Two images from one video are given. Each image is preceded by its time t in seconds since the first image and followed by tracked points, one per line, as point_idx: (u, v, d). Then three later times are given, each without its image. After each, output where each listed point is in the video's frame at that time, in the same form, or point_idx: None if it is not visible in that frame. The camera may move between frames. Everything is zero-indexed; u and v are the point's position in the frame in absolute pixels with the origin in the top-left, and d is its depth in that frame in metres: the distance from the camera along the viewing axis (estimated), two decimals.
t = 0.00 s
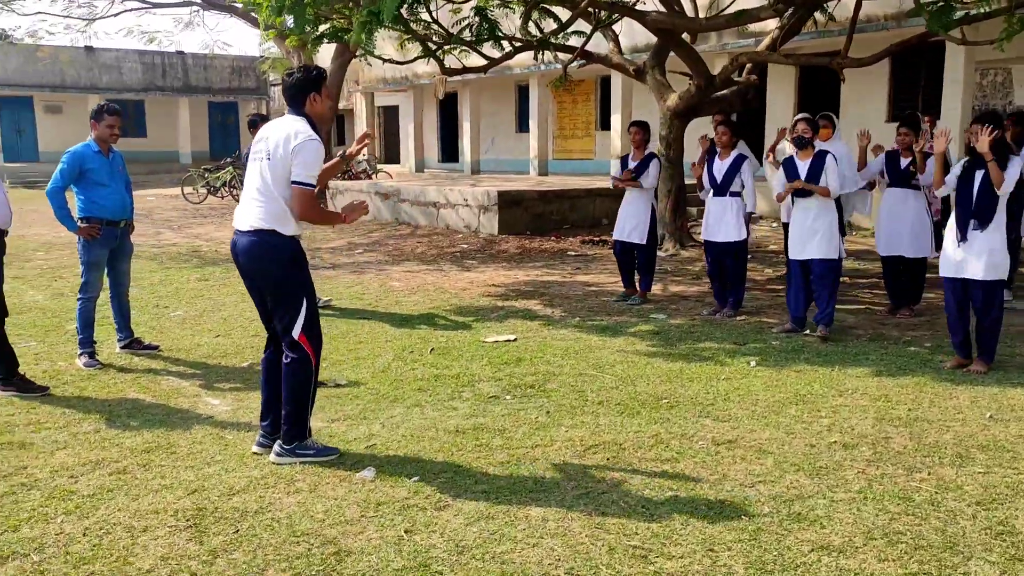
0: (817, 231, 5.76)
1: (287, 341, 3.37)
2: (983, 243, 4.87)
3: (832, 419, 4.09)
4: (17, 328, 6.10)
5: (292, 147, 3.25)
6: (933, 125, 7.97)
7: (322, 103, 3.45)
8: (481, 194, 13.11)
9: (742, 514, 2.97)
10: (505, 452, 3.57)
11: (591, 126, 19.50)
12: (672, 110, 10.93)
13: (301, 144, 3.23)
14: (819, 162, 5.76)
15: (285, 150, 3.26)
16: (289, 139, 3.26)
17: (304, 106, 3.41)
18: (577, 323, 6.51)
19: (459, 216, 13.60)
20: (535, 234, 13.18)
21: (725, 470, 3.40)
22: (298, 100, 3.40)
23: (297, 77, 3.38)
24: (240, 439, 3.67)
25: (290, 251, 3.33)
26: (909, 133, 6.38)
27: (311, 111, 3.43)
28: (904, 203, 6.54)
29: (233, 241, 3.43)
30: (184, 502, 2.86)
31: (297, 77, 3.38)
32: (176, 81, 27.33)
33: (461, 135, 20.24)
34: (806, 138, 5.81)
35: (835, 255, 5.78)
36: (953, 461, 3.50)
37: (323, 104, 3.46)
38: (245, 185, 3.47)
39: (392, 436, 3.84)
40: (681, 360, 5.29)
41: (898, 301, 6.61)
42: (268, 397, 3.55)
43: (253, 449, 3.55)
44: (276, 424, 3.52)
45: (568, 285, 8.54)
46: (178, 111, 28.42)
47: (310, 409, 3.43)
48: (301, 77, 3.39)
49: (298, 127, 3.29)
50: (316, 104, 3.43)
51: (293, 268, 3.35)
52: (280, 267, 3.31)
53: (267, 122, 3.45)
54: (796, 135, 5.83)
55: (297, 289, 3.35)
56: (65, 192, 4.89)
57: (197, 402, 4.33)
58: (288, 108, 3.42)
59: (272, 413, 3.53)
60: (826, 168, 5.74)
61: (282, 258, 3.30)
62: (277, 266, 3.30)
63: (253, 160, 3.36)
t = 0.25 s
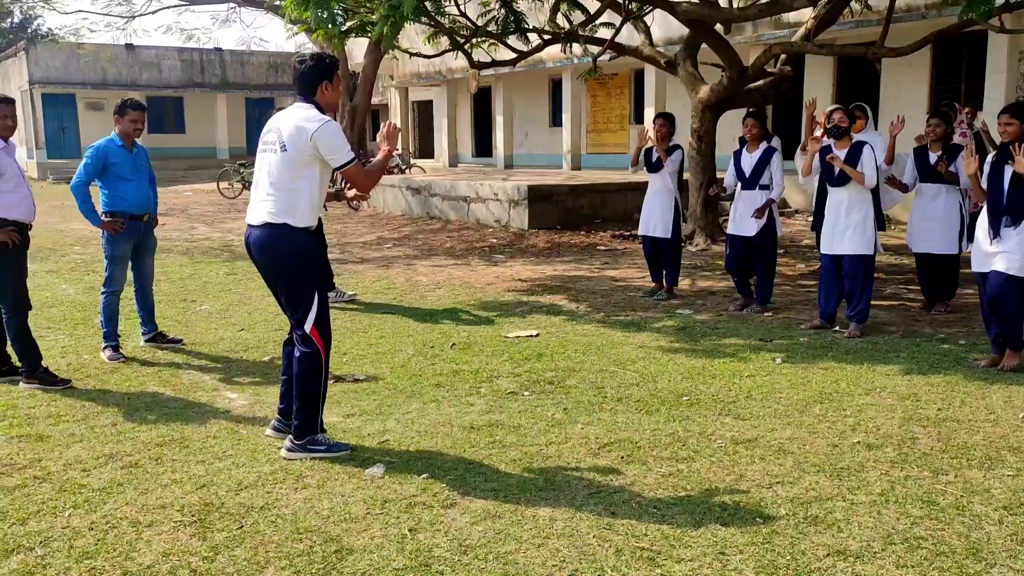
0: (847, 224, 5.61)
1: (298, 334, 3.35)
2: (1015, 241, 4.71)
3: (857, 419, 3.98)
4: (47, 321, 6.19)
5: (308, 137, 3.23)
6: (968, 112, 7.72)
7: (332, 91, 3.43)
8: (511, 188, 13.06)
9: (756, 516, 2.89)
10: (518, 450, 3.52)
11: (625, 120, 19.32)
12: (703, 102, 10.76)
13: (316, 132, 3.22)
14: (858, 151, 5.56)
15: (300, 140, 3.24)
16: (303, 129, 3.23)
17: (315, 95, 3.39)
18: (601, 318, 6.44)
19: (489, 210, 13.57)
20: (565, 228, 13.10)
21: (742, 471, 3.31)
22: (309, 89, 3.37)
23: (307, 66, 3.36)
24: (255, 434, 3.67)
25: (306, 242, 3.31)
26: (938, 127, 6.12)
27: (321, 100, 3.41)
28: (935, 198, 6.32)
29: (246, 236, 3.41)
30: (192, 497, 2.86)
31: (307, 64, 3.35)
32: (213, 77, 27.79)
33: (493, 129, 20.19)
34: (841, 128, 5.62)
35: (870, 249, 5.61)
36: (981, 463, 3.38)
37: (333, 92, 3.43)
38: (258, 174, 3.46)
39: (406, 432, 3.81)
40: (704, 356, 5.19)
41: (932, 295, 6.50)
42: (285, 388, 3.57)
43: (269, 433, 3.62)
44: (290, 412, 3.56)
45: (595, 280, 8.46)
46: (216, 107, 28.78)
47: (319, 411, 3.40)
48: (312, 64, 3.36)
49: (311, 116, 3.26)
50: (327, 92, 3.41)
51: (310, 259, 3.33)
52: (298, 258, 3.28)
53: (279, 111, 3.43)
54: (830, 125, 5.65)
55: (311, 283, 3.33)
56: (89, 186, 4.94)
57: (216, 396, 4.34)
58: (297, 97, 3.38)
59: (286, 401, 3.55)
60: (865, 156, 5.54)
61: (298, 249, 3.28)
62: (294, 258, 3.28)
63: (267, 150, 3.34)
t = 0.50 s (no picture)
0: (882, 227, 5.44)
1: (318, 340, 3.32)
2: None
3: (885, 432, 3.83)
4: (78, 320, 6.27)
5: (313, 141, 3.20)
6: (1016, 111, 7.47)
7: (345, 102, 3.40)
8: (545, 187, 12.97)
9: (771, 536, 2.78)
10: (530, 460, 3.45)
11: (664, 116, 19.06)
12: (740, 99, 10.56)
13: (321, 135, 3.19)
14: (903, 154, 5.28)
15: (304, 145, 3.21)
16: (308, 133, 3.21)
17: (327, 105, 3.36)
18: (628, 322, 6.34)
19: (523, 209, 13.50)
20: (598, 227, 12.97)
21: (760, 486, 3.20)
22: (321, 98, 3.34)
23: (316, 77, 3.33)
24: (266, 439, 3.64)
25: (309, 248, 3.27)
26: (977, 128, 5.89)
27: (333, 110, 3.38)
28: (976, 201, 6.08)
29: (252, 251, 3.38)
30: (195, 505, 2.84)
31: (320, 73, 3.34)
32: (255, 74, 28.01)
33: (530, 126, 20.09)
34: (891, 126, 5.31)
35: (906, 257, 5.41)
36: (1014, 483, 3.23)
37: (346, 103, 3.40)
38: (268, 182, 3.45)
39: (419, 439, 3.76)
40: (731, 363, 5.07)
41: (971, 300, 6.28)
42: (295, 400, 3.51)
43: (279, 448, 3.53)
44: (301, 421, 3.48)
45: (625, 281, 8.35)
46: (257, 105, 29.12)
47: (336, 411, 3.37)
48: (326, 73, 3.34)
49: (318, 121, 3.24)
50: (340, 102, 3.38)
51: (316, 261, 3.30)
52: (305, 264, 3.26)
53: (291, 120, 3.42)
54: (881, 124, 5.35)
55: (320, 287, 3.29)
56: (113, 187, 4.99)
57: (234, 399, 4.34)
58: (309, 106, 3.37)
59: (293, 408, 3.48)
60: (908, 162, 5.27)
61: (303, 253, 3.25)
62: (303, 262, 3.25)
63: (275, 156, 3.34)
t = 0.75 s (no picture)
0: (907, 224, 5.30)
1: (333, 331, 3.31)
2: None
3: (904, 437, 3.74)
4: (101, 315, 6.34)
5: (310, 136, 3.17)
6: None
7: (346, 94, 3.36)
8: (571, 182, 12.89)
9: (778, 545, 2.72)
10: (538, 462, 3.41)
11: (694, 111, 18.81)
12: (768, 94, 10.39)
13: (317, 131, 3.16)
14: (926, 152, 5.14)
15: (302, 140, 3.20)
16: (305, 128, 3.19)
17: (327, 96, 3.33)
18: (647, 320, 6.26)
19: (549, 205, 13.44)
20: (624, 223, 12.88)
21: (770, 492, 3.14)
22: (321, 90, 3.32)
23: (318, 68, 3.32)
24: (275, 438, 3.64)
25: (315, 243, 3.26)
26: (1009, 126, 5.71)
27: (333, 101, 3.34)
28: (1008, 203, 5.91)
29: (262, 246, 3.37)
30: (198, 505, 2.84)
31: (320, 67, 3.32)
32: (287, 70, 28.17)
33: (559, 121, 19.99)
34: (916, 124, 5.22)
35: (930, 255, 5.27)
36: None
37: (346, 94, 3.35)
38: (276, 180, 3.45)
39: (427, 439, 3.74)
40: (749, 364, 4.98)
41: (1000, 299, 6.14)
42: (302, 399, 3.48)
43: (287, 449, 3.51)
44: (310, 421, 3.46)
45: (648, 278, 8.26)
46: (289, 101, 29.34)
47: (349, 402, 3.37)
48: (324, 66, 3.33)
49: (315, 116, 3.21)
50: (340, 93, 3.35)
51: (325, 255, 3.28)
52: (315, 257, 3.24)
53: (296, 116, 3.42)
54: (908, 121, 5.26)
55: (332, 278, 3.28)
56: (131, 183, 5.02)
57: (247, 396, 4.35)
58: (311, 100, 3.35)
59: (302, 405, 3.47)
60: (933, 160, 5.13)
61: (311, 249, 3.24)
62: (314, 257, 3.24)
63: (278, 153, 3.34)
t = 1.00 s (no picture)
0: (934, 221, 5.16)
1: (319, 338, 3.31)
2: None
3: (916, 442, 3.65)
4: (123, 309, 6.43)
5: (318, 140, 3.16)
6: None
7: (355, 94, 3.35)
8: (597, 179, 12.81)
9: (775, 552, 2.66)
10: (538, 463, 3.38)
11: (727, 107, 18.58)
12: (797, 90, 10.23)
13: (325, 136, 3.14)
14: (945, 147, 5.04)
15: (310, 144, 3.18)
16: (315, 132, 3.17)
17: (335, 97, 3.33)
18: (664, 319, 6.20)
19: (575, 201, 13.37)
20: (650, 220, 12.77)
21: (772, 498, 3.07)
22: (330, 90, 3.32)
23: (328, 68, 3.32)
24: (278, 435, 3.65)
25: (316, 246, 3.26)
26: None
27: (342, 102, 3.34)
28: None
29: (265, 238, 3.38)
30: (193, 502, 2.86)
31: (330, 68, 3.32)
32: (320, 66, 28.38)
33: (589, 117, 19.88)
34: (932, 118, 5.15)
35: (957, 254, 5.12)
36: None
37: (355, 95, 3.34)
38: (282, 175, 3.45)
39: (429, 438, 3.73)
40: (764, 365, 4.90)
41: None
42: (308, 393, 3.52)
43: (291, 442, 3.52)
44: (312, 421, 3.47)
45: (670, 276, 8.17)
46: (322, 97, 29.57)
47: (342, 412, 3.36)
48: (333, 68, 3.32)
49: (325, 120, 3.20)
50: (348, 94, 3.34)
51: (321, 262, 3.27)
52: (307, 264, 3.24)
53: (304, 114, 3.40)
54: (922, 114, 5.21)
55: (326, 287, 3.27)
56: (148, 179, 5.07)
57: (256, 392, 4.37)
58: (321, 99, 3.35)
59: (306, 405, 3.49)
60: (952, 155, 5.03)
61: (309, 253, 3.24)
62: (307, 262, 3.24)
63: (286, 150, 3.33)
